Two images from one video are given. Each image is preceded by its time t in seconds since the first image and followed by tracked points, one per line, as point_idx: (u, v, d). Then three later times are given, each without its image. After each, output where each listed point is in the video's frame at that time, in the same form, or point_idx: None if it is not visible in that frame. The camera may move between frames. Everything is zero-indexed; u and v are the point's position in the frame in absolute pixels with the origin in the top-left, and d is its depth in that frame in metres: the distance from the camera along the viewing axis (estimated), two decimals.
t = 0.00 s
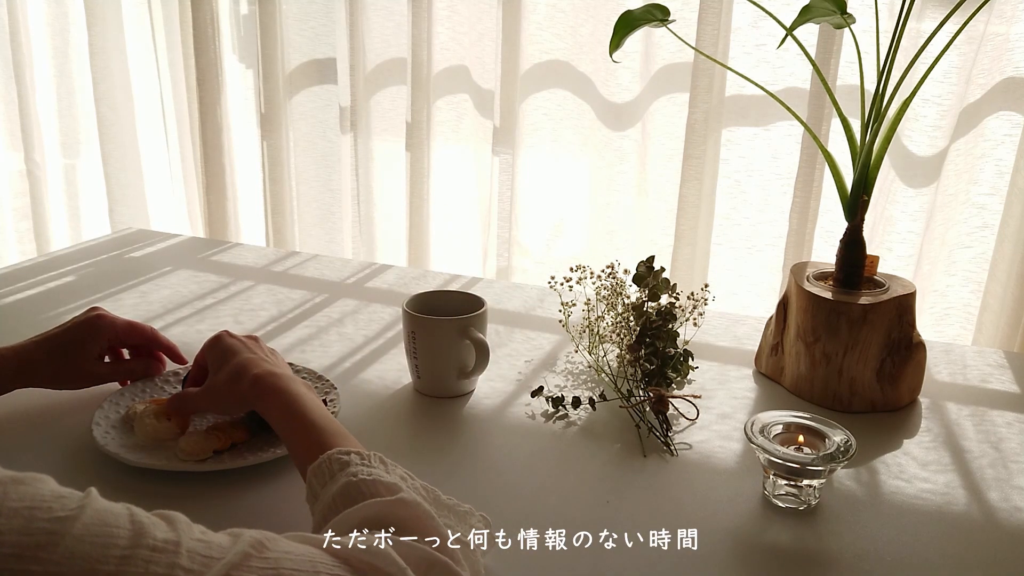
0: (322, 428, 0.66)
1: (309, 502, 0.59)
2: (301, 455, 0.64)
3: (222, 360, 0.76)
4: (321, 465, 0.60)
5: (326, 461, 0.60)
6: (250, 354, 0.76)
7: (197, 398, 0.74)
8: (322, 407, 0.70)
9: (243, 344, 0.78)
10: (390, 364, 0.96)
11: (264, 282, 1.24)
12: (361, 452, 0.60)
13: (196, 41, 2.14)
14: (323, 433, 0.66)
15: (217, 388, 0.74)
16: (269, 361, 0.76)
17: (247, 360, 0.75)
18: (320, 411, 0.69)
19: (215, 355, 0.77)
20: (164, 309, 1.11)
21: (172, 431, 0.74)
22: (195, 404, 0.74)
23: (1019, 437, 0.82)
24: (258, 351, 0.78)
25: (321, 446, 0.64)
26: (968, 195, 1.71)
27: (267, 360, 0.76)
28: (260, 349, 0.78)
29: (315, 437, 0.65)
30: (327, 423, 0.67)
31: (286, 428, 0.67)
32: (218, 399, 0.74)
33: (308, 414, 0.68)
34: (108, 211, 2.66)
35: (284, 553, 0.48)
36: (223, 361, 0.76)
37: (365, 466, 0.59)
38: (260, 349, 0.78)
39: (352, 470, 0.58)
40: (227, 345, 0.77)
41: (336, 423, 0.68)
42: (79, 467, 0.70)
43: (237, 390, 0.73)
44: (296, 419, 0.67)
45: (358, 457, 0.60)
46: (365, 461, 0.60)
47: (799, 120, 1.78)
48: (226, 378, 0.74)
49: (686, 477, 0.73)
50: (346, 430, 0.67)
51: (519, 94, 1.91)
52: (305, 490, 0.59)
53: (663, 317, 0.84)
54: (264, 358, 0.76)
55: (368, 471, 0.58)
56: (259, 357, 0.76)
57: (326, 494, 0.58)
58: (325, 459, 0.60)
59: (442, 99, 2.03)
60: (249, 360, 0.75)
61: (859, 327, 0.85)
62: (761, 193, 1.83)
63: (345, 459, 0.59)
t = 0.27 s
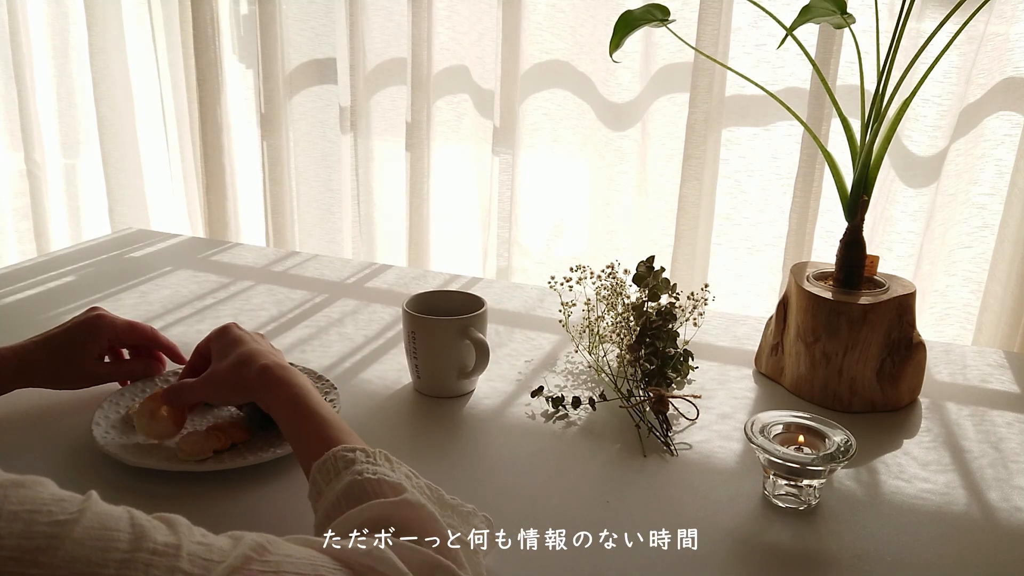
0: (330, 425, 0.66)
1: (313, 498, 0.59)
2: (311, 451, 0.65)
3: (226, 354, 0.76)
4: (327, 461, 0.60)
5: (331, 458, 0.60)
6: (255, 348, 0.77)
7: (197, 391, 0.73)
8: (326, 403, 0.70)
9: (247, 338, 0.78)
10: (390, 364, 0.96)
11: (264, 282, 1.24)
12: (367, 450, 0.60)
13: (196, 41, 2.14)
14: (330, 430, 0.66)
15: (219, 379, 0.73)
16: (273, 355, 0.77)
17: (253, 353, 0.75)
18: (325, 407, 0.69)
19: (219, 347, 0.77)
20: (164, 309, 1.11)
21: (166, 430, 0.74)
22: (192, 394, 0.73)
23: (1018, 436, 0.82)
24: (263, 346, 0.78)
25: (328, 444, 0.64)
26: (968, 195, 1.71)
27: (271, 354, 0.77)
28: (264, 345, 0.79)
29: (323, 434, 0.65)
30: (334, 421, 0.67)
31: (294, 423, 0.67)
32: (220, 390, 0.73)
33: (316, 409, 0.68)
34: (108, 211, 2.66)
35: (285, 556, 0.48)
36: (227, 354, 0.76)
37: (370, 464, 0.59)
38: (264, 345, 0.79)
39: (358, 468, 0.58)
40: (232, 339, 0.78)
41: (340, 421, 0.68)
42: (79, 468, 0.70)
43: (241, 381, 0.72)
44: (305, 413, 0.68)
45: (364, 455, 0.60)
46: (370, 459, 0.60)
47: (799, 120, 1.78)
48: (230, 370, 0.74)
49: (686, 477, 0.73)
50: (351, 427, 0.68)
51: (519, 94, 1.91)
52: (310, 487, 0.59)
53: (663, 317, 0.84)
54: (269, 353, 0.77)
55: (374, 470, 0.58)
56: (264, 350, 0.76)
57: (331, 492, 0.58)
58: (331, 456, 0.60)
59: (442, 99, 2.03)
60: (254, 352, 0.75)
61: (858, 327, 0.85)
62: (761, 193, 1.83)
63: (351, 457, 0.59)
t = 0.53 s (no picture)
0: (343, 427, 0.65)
1: (320, 496, 0.59)
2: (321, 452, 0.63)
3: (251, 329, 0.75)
4: (337, 459, 0.60)
5: (342, 457, 0.60)
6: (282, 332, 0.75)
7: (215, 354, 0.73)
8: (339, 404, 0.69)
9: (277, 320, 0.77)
10: (390, 365, 0.96)
11: (264, 282, 1.24)
12: (378, 449, 0.60)
13: (196, 41, 2.14)
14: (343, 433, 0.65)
15: (237, 353, 0.72)
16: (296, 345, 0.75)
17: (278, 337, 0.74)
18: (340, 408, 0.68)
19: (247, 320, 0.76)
20: (164, 309, 1.11)
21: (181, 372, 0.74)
22: (212, 354, 0.73)
23: (1018, 436, 0.82)
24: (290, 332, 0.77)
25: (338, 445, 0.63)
26: (968, 195, 1.71)
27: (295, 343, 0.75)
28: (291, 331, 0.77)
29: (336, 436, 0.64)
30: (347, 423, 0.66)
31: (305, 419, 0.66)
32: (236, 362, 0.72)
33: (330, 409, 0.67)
34: (108, 211, 2.66)
35: (290, 560, 0.46)
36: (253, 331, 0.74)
37: (381, 464, 0.59)
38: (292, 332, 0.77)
39: (369, 468, 0.58)
40: (262, 318, 0.76)
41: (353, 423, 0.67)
42: (79, 468, 0.70)
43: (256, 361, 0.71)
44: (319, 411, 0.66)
45: (375, 455, 0.60)
46: (382, 459, 0.60)
47: (799, 120, 1.78)
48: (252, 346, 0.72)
49: (685, 476, 0.73)
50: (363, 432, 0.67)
51: (519, 94, 1.91)
52: (317, 485, 0.59)
53: (663, 317, 0.84)
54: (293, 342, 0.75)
55: (384, 470, 0.58)
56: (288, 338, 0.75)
57: (341, 491, 0.58)
58: (342, 455, 0.60)
59: (442, 99, 2.03)
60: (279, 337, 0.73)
61: (859, 327, 0.85)
62: (761, 193, 1.83)
63: (362, 456, 0.59)
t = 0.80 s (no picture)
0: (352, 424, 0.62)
1: (320, 494, 0.57)
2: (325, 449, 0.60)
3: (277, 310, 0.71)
4: (343, 459, 0.58)
5: (348, 457, 0.58)
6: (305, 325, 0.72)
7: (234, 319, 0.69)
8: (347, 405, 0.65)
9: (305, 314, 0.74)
10: (390, 364, 0.96)
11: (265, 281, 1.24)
12: (385, 450, 0.59)
13: (196, 41, 2.13)
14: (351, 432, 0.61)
15: (253, 327, 0.68)
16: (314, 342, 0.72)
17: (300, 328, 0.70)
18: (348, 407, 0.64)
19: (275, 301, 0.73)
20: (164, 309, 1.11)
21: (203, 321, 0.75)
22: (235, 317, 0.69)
23: (1019, 436, 0.82)
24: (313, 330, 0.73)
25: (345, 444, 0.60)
26: (968, 195, 1.71)
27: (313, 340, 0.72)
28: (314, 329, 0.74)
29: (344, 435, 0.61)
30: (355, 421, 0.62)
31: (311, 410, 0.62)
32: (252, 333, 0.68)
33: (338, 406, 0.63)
34: (108, 211, 2.66)
35: (292, 562, 0.46)
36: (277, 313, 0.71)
37: (388, 464, 0.58)
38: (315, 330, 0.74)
39: (376, 468, 0.57)
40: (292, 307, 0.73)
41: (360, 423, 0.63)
42: (79, 469, 0.70)
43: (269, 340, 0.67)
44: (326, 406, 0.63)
45: (382, 456, 0.58)
46: (388, 460, 0.58)
47: (799, 120, 1.78)
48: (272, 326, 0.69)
49: (685, 476, 0.73)
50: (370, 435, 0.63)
51: (519, 94, 1.91)
52: (318, 482, 0.57)
53: (663, 317, 0.84)
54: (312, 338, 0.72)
55: (392, 472, 0.57)
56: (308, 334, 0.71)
57: (346, 491, 0.56)
58: (349, 454, 0.58)
59: (442, 99, 2.03)
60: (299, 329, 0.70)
61: (859, 327, 0.85)
62: (761, 193, 1.83)
63: (369, 457, 0.58)
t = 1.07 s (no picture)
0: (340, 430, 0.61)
1: (312, 499, 0.56)
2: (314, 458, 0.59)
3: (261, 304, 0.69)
4: (336, 463, 0.57)
5: (341, 461, 0.57)
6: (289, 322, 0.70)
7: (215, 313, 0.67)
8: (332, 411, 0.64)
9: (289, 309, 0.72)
10: (390, 364, 0.96)
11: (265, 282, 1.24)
12: (378, 451, 0.58)
13: (196, 41, 2.13)
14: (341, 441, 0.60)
15: (236, 324, 0.66)
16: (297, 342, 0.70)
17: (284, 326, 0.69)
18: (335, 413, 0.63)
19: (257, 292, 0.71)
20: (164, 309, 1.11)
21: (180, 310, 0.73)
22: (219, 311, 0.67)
23: (1019, 437, 0.82)
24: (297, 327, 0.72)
25: (335, 450, 0.59)
26: (968, 195, 1.71)
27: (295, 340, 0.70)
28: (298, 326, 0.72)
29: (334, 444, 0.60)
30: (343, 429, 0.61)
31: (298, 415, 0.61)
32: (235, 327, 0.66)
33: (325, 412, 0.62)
34: (108, 211, 2.66)
35: (294, 564, 0.45)
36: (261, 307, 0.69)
37: (382, 467, 0.57)
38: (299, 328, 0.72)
39: (370, 472, 0.56)
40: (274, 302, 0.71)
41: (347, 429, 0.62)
42: (80, 469, 0.70)
43: (252, 339, 0.65)
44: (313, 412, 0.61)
45: (375, 458, 0.57)
46: (381, 462, 0.58)
47: (799, 120, 1.78)
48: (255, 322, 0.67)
49: (685, 476, 0.73)
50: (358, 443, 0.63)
51: (519, 95, 1.91)
52: (309, 488, 0.57)
53: (663, 317, 0.84)
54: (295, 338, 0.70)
55: (387, 475, 0.56)
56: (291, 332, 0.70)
57: (340, 496, 0.55)
58: (342, 458, 0.57)
59: (442, 99, 2.03)
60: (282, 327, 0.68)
61: (859, 327, 0.85)
62: (761, 193, 1.83)
63: (362, 460, 0.57)
